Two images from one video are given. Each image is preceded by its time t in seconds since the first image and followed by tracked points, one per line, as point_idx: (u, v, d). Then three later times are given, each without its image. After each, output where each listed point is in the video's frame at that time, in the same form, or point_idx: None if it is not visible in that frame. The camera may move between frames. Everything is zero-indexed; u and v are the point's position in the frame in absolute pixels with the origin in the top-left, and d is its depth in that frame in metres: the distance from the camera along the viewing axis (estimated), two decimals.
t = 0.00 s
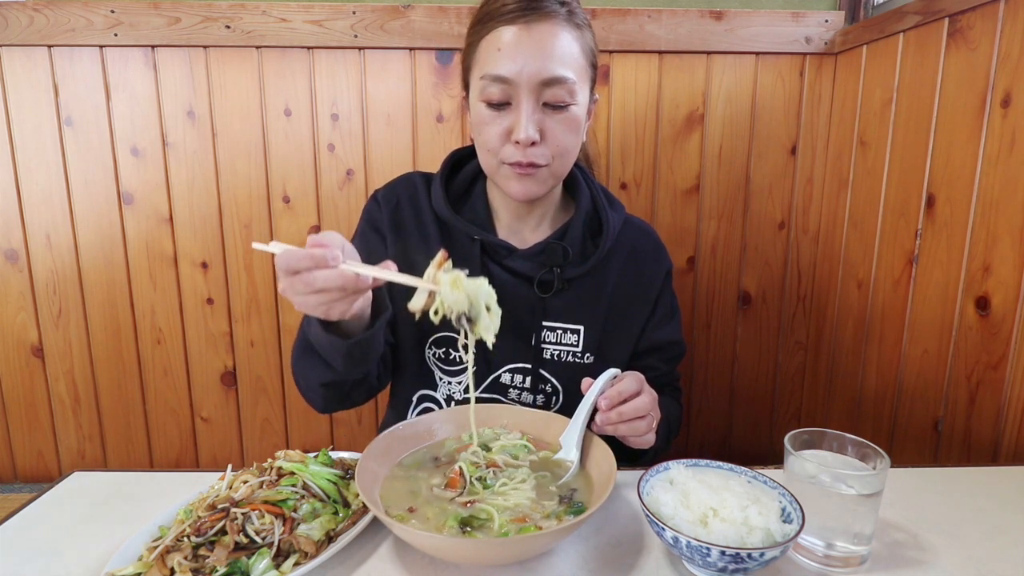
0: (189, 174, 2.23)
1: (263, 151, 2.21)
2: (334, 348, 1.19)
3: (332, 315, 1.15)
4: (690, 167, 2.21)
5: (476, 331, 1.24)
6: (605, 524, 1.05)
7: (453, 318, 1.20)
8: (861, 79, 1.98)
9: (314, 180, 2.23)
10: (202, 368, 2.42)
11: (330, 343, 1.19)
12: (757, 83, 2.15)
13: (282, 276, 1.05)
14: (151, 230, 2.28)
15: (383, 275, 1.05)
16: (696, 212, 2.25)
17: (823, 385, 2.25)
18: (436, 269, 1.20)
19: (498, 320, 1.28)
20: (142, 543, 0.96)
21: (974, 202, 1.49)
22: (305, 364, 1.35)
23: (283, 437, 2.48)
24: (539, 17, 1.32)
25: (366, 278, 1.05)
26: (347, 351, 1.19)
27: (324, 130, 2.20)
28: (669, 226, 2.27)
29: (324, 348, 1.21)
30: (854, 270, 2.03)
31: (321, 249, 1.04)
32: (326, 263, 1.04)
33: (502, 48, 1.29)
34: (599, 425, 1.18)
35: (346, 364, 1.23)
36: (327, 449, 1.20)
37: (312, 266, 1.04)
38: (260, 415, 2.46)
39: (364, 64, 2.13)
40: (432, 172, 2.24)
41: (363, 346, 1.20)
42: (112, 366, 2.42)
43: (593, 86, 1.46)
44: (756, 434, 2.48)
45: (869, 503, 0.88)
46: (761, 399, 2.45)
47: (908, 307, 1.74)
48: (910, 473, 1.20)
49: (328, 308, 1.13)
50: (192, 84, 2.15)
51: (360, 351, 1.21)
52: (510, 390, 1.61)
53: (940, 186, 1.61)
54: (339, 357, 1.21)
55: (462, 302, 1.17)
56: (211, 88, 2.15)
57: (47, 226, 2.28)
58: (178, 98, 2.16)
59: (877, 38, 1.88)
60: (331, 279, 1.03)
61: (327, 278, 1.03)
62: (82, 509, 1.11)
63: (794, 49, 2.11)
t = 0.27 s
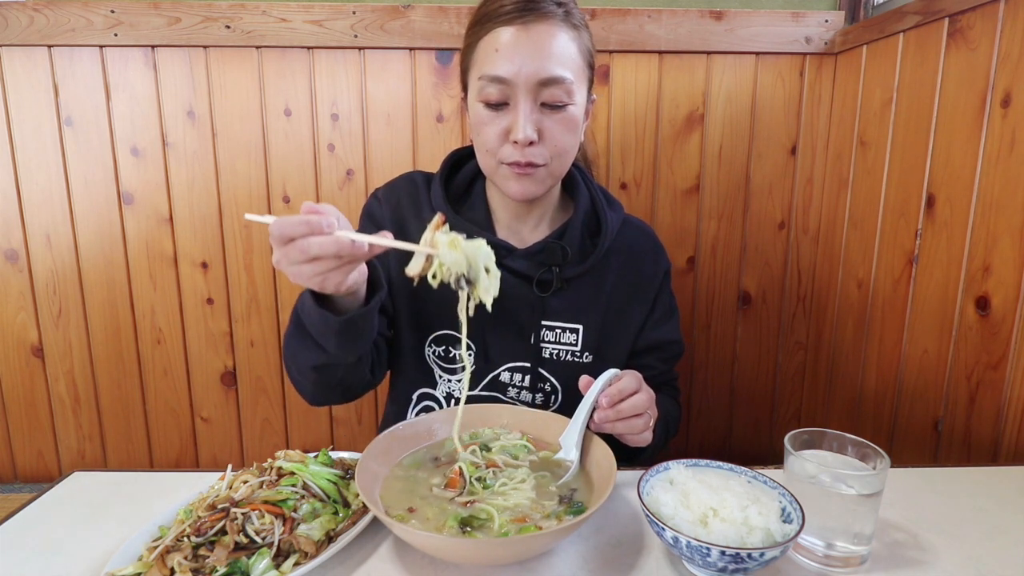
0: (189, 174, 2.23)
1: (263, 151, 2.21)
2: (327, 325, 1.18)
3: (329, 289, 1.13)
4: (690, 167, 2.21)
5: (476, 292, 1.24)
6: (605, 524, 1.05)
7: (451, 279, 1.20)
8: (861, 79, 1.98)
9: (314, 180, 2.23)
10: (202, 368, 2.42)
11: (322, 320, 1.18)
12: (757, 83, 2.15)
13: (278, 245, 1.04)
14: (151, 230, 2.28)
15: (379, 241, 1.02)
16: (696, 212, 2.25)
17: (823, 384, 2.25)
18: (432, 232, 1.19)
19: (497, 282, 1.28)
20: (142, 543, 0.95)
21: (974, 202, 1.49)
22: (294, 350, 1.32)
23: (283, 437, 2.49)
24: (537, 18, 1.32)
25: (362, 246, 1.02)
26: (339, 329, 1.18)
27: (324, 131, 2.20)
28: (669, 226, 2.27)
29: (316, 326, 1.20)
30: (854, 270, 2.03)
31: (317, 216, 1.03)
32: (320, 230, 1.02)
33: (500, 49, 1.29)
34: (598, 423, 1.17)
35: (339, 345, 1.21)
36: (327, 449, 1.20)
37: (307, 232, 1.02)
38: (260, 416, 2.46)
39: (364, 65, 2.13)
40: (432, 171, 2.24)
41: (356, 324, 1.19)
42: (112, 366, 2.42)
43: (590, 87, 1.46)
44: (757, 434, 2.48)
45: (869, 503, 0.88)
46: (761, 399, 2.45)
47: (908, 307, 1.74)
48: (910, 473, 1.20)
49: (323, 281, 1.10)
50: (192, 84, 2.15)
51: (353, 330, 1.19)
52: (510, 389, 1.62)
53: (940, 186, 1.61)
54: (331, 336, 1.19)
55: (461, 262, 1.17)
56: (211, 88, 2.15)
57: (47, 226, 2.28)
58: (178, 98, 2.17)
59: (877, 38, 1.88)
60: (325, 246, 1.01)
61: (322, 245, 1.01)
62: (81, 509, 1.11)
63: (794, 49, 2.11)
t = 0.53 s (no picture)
0: (189, 174, 2.23)
1: (263, 151, 2.21)
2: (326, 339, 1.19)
3: (331, 310, 1.16)
4: (690, 167, 2.21)
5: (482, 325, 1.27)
6: (605, 523, 1.05)
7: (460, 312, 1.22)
8: (861, 79, 1.98)
9: (314, 180, 2.23)
10: (202, 368, 2.42)
11: (322, 335, 1.19)
12: (757, 83, 2.15)
13: (282, 269, 1.03)
14: (151, 230, 2.28)
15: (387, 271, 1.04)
16: (696, 213, 2.25)
17: (823, 384, 2.26)
18: (439, 265, 1.18)
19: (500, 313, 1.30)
20: (142, 543, 0.96)
21: (974, 201, 1.49)
22: (294, 365, 1.32)
23: (283, 437, 2.49)
24: (533, 15, 1.32)
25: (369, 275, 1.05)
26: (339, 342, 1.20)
27: (324, 131, 2.20)
28: (669, 226, 2.27)
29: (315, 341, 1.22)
30: (854, 270, 2.04)
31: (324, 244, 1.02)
32: (328, 259, 1.02)
33: (496, 46, 1.29)
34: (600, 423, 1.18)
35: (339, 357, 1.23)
36: (327, 449, 1.20)
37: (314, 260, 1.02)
38: (260, 416, 2.46)
39: (364, 65, 2.13)
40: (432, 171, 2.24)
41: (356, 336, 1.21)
42: (112, 366, 2.42)
43: (585, 85, 1.47)
44: (757, 434, 2.48)
45: (869, 503, 0.88)
46: (761, 399, 2.45)
47: (908, 307, 1.74)
48: (910, 473, 1.21)
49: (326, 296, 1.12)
50: (192, 84, 2.15)
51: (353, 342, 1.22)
52: (506, 392, 1.60)
53: (940, 186, 1.61)
54: (331, 349, 1.21)
55: (468, 299, 1.19)
56: (211, 88, 2.15)
57: (47, 226, 2.28)
58: (178, 99, 2.17)
59: (877, 38, 1.88)
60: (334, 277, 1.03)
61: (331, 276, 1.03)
62: (81, 509, 1.11)
63: (794, 49, 2.11)
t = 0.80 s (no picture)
0: (189, 174, 2.23)
1: (263, 151, 2.21)
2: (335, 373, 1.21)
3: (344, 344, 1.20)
4: (690, 167, 2.21)
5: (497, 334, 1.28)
6: (605, 524, 1.05)
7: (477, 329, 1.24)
8: (861, 79, 1.98)
9: (314, 180, 2.23)
10: (202, 368, 2.42)
11: (330, 369, 1.21)
12: (757, 83, 2.15)
13: (295, 315, 1.07)
14: (151, 230, 2.28)
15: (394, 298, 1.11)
16: (696, 212, 2.25)
17: (823, 384, 2.26)
18: (448, 284, 1.22)
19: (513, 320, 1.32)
20: (142, 543, 0.96)
21: (974, 201, 1.49)
22: (297, 390, 1.36)
23: (283, 437, 2.48)
24: (520, 10, 1.32)
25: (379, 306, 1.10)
26: (348, 375, 1.22)
27: (324, 131, 2.20)
28: (670, 226, 2.27)
29: (322, 370, 1.23)
30: (854, 270, 2.04)
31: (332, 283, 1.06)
32: (337, 299, 1.07)
33: (485, 42, 1.28)
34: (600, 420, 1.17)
35: (346, 387, 1.26)
36: (327, 449, 1.20)
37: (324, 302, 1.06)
38: (260, 416, 2.47)
39: (364, 64, 2.13)
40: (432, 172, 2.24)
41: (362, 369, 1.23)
42: (112, 366, 2.42)
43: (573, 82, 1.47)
44: (757, 434, 2.48)
45: (869, 503, 0.88)
46: (761, 399, 2.45)
47: (908, 307, 1.74)
48: (909, 473, 1.21)
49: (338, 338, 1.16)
50: (192, 84, 2.15)
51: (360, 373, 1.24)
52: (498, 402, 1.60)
53: (940, 186, 1.61)
54: (338, 381, 1.23)
55: (485, 314, 1.20)
56: (211, 88, 2.15)
57: (47, 226, 2.28)
58: (178, 98, 2.16)
59: (877, 38, 1.88)
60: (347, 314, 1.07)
61: (344, 313, 1.07)
62: (81, 509, 1.11)
63: (794, 49, 2.11)
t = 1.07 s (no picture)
0: (189, 174, 2.23)
1: (263, 151, 2.21)
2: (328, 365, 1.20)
3: (345, 331, 1.19)
4: (690, 167, 2.21)
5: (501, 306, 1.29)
6: (605, 524, 1.05)
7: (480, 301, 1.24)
8: (861, 79, 1.98)
9: (314, 180, 2.23)
10: (202, 368, 2.42)
11: (323, 360, 1.20)
12: (757, 83, 2.15)
13: (295, 305, 1.06)
14: (151, 230, 2.28)
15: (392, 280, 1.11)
16: (696, 212, 2.25)
17: (823, 384, 2.26)
18: (448, 261, 1.19)
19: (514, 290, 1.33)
20: (142, 543, 0.96)
21: (974, 202, 1.49)
22: (289, 384, 1.35)
23: (283, 437, 2.48)
24: (517, 13, 1.30)
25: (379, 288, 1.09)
26: (341, 366, 1.21)
27: (324, 131, 2.20)
28: (670, 226, 2.26)
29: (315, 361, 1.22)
30: (854, 270, 2.04)
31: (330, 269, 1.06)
32: (335, 286, 1.05)
33: (478, 48, 1.27)
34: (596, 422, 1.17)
35: (338, 379, 1.25)
36: (327, 449, 1.20)
37: (324, 290, 1.05)
38: (260, 416, 2.47)
39: (364, 64, 2.13)
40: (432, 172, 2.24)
41: (355, 361, 1.22)
42: (112, 366, 2.42)
43: (575, 85, 1.44)
44: (757, 434, 2.48)
45: (869, 503, 0.88)
46: (761, 399, 2.45)
47: (908, 307, 1.74)
48: (909, 473, 1.21)
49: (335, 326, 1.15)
50: (192, 84, 2.15)
51: (353, 365, 1.23)
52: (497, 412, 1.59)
53: (940, 186, 1.61)
54: (330, 372, 1.22)
55: (487, 285, 1.21)
56: (211, 88, 2.15)
57: (47, 226, 2.28)
58: (178, 98, 2.16)
59: (877, 38, 1.88)
60: (348, 298, 1.06)
61: (345, 298, 1.06)
62: (81, 509, 1.11)
63: (794, 49, 2.11)
